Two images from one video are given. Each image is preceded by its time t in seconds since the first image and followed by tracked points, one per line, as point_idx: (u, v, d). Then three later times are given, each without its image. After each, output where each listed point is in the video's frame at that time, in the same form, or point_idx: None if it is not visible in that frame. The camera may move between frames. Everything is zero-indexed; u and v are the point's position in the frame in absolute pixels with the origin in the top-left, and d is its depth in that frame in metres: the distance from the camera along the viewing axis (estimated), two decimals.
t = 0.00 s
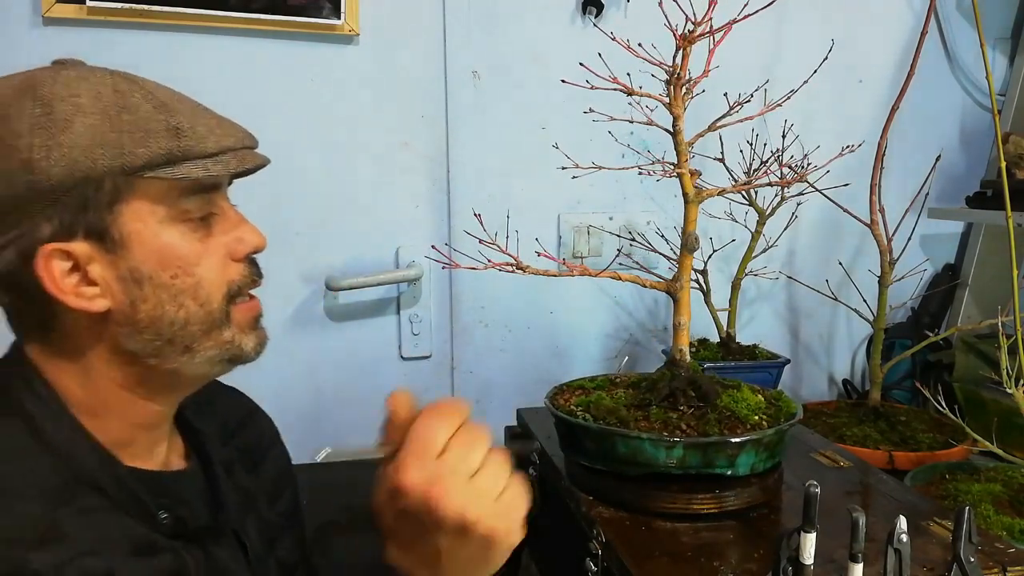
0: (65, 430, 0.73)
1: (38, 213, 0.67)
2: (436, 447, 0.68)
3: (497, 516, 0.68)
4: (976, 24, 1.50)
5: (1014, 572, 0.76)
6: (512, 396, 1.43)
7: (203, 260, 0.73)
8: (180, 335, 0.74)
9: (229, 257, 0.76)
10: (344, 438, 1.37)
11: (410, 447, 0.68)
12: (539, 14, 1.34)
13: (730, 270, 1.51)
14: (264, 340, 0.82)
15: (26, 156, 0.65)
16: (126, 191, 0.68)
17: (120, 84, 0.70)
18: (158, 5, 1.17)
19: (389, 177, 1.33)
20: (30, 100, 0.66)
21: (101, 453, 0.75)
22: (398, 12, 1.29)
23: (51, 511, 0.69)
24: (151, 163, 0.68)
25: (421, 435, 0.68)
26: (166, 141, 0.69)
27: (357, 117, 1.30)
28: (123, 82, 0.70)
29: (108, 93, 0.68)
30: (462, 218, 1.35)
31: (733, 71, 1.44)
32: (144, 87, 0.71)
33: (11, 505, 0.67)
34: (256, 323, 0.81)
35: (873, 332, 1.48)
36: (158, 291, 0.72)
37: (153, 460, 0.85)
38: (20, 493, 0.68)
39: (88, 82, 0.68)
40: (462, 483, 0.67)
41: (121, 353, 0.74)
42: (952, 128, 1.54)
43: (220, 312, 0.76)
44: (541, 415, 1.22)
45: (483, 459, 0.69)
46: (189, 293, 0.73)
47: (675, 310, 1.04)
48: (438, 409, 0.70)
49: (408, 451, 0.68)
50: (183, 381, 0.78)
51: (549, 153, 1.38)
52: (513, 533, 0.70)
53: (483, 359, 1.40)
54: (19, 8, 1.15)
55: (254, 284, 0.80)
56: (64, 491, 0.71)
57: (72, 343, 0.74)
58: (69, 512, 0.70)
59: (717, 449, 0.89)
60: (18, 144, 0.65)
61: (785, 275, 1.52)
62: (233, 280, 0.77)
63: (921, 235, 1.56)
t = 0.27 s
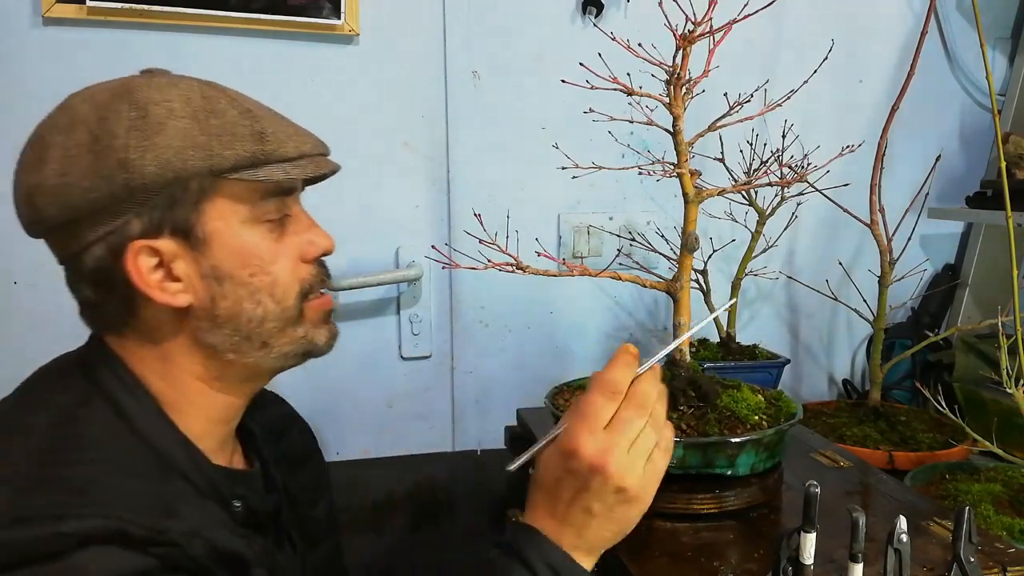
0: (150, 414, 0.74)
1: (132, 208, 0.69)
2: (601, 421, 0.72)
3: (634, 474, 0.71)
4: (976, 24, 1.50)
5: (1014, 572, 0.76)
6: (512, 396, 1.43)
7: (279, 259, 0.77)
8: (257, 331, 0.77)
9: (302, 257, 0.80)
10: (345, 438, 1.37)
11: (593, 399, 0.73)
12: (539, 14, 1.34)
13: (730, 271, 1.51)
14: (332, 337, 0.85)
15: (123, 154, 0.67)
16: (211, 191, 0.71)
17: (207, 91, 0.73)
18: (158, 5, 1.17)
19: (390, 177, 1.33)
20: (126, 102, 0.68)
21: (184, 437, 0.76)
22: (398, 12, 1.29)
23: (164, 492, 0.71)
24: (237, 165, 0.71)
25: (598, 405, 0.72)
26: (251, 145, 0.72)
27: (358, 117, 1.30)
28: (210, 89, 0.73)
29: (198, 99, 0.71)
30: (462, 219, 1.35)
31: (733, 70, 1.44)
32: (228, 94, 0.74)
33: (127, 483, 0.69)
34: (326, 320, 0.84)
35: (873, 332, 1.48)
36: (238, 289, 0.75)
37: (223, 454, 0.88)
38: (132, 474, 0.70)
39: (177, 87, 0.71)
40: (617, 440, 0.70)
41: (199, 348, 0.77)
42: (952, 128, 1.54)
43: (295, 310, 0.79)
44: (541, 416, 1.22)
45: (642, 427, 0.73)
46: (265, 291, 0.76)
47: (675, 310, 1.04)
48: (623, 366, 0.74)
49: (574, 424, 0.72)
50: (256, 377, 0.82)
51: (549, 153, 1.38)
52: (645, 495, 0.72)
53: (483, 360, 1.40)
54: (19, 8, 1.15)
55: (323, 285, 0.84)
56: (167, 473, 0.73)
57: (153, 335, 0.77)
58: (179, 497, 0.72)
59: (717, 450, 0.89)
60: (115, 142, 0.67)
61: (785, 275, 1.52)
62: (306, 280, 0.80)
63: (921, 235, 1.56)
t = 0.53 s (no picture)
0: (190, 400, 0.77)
1: (187, 203, 0.74)
2: (651, 379, 0.76)
3: (679, 433, 0.71)
4: (976, 24, 1.50)
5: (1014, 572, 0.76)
6: (512, 396, 1.43)
7: (316, 252, 0.82)
8: (294, 319, 0.82)
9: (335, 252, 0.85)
10: (344, 438, 1.37)
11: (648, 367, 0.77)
12: (539, 14, 1.34)
13: (730, 271, 1.51)
14: (355, 326, 0.91)
15: (182, 153, 0.72)
16: (258, 188, 0.77)
17: (254, 99, 0.78)
18: (157, 6, 1.17)
19: (390, 177, 1.33)
20: (183, 105, 0.73)
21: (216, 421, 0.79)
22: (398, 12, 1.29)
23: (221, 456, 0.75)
24: (284, 164, 0.77)
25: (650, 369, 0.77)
26: (297, 147, 0.78)
27: (358, 117, 1.30)
28: (258, 99, 0.79)
29: (250, 104, 0.76)
30: (462, 219, 1.35)
31: (733, 71, 1.44)
32: (272, 102, 0.80)
33: (188, 445, 0.73)
34: (353, 310, 0.90)
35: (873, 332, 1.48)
36: (279, 279, 0.80)
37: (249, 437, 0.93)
38: (190, 442, 0.74)
39: (229, 94, 0.76)
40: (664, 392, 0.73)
41: (239, 335, 0.82)
42: (952, 128, 1.54)
43: (329, 300, 0.85)
44: (541, 416, 1.22)
45: (693, 393, 0.75)
46: (303, 282, 0.82)
47: (675, 310, 1.04)
48: (680, 351, 0.80)
49: (627, 381, 0.76)
50: (287, 363, 0.87)
51: (549, 153, 1.38)
52: (687, 455, 0.71)
53: (483, 360, 1.40)
54: (19, 8, 1.15)
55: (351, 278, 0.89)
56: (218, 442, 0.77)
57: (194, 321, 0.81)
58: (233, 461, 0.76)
59: (717, 450, 0.89)
60: (175, 141, 0.72)
61: (785, 275, 1.53)
62: (339, 273, 0.85)
63: (921, 235, 1.56)
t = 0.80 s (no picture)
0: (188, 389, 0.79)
1: (175, 202, 0.76)
2: (687, 327, 0.79)
3: (707, 374, 0.74)
4: (976, 24, 1.50)
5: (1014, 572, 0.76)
6: (512, 396, 1.43)
7: (304, 250, 0.82)
8: (282, 315, 0.83)
9: (324, 251, 0.85)
10: (344, 439, 1.37)
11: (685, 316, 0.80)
12: (539, 14, 1.34)
13: (730, 271, 1.51)
14: (350, 323, 0.92)
15: (169, 153, 0.73)
16: (244, 188, 0.77)
17: (245, 99, 0.79)
18: (157, 6, 1.17)
19: (389, 177, 1.33)
20: (174, 106, 0.75)
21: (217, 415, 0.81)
22: (398, 12, 1.29)
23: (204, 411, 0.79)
24: (268, 165, 0.77)
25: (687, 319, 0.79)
26: (281, 148, 0.78)
27: (358, 117, 1.30)
28: (250, 99, 0.79)
29: (238, 104, 0.77)
30: (462, 218, 1.35)
31: (733, 71, 1.44)
32: (265, 103, 0.81)
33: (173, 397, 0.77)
34: (347, 308, 0.91)
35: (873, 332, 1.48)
36: (266, 275, 0.81)
37: (247, 427, 0.95)
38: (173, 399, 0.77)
39: (219, 95, 0.77)
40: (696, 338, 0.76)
41: (230, 329, 0.83)
42: (952, 128, 1.54)
43: (318, 297, 0.85)
44: (541, 416, 1.22)
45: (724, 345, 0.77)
46: (291, 279, 0.82)
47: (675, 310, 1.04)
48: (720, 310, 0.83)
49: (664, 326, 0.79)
50: (280, 358, 0.88)
51: (549, 153, 1.38)
52: (715, 396, 0.73)
53: (484, 360, 1.40)
54: (19, 8, 1.15)
55: (344, 276, 0.89)
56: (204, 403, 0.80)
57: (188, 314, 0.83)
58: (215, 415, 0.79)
59: (716, 450, 0.89)
60: (163, 141, 0.73)
61: (785, 275, 1.53)
62: (329, 271, 0.86)
63: (921, 235, 1.56)
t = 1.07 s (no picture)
0: (181, 395, 0.81)
1: (176, 200, 0.78)
2: (568, 381, 0.76)
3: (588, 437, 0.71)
4: (976, 24, 1.50)
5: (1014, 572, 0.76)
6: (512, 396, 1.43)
7: (302, 254, 0.85)
8: (278, 318, 0.85)
9: (322, 255, 0.88)
10: (344, 439, 1.37)
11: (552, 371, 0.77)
12: (539, 14, 1.34)
13: (730, 270, 1.51)
14: (344, 329, 0.94)
15: (172, 151, 0.76)
16: (245, 190, 0.80)
17: (250, 104, 0.82)
18: (157, 6, 1.17)
19: (389, 177, 1.33)
20: (179, 108, 0.78)
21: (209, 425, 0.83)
22: (398, 12, 1.29)
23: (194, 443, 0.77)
24: (270, 168, 0.80)
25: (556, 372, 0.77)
26: (284, 151, 0.80)
27: (358, 117, 1.30)
28: (255, 103, 0.82)
29: (244, 108, 0.80)
30: (462, 218, 1.35)
31: (733, 71, 1.44)
32: (269, 109, 0.84)
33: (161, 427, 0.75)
34: (341, 313, 0.93)
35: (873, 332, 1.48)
36: (263, 278, 0.83)
37: (240, 431, 0.96)
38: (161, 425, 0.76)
39: (224, 99, 0.81)
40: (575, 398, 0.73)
41: (226, 331, 0.85)
42: (952, 128, 1.54)
43: (313, 301, 0.87)
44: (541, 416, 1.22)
45: (604, 398, 0.74)
46: (288, 282, 0.84)
47: (675, 310, 1.04)
48: (600, 356, 0.80)
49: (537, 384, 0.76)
50: (274, 361, 0.90)
51: (549, 153, 1.38)
52: (598, 462, 0.70)
53: (483, 360, 1.40)
54: (19, 8, 1.15)
55: (339, 281, 0.92)
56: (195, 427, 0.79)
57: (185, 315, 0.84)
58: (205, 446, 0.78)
59: (717, 450, 0.89)
60: (166, 140, 0.76)
61: (785, 275, 1.53)
62: (326, 276, 0.88)
63: (921, 235, 1.56)
